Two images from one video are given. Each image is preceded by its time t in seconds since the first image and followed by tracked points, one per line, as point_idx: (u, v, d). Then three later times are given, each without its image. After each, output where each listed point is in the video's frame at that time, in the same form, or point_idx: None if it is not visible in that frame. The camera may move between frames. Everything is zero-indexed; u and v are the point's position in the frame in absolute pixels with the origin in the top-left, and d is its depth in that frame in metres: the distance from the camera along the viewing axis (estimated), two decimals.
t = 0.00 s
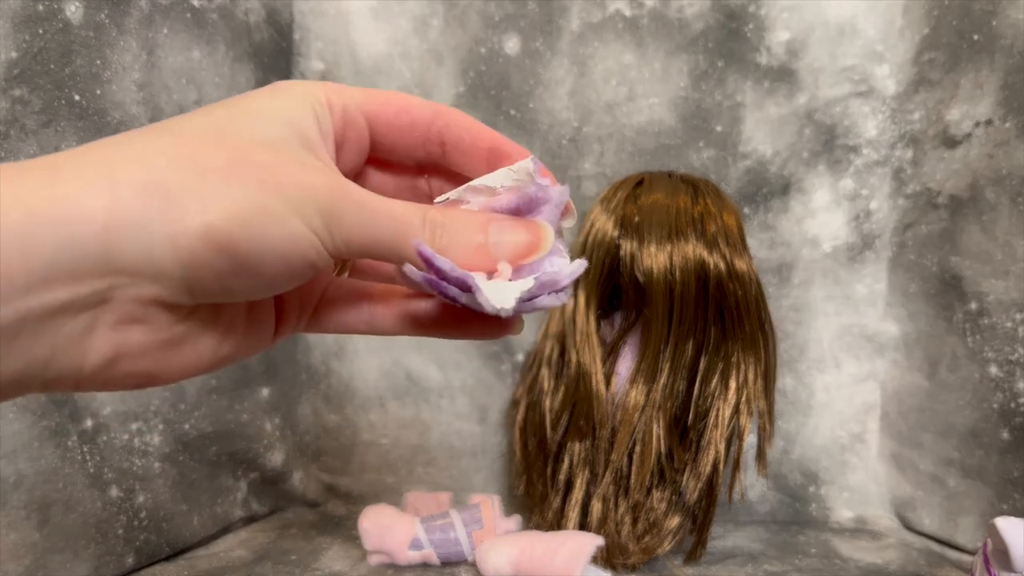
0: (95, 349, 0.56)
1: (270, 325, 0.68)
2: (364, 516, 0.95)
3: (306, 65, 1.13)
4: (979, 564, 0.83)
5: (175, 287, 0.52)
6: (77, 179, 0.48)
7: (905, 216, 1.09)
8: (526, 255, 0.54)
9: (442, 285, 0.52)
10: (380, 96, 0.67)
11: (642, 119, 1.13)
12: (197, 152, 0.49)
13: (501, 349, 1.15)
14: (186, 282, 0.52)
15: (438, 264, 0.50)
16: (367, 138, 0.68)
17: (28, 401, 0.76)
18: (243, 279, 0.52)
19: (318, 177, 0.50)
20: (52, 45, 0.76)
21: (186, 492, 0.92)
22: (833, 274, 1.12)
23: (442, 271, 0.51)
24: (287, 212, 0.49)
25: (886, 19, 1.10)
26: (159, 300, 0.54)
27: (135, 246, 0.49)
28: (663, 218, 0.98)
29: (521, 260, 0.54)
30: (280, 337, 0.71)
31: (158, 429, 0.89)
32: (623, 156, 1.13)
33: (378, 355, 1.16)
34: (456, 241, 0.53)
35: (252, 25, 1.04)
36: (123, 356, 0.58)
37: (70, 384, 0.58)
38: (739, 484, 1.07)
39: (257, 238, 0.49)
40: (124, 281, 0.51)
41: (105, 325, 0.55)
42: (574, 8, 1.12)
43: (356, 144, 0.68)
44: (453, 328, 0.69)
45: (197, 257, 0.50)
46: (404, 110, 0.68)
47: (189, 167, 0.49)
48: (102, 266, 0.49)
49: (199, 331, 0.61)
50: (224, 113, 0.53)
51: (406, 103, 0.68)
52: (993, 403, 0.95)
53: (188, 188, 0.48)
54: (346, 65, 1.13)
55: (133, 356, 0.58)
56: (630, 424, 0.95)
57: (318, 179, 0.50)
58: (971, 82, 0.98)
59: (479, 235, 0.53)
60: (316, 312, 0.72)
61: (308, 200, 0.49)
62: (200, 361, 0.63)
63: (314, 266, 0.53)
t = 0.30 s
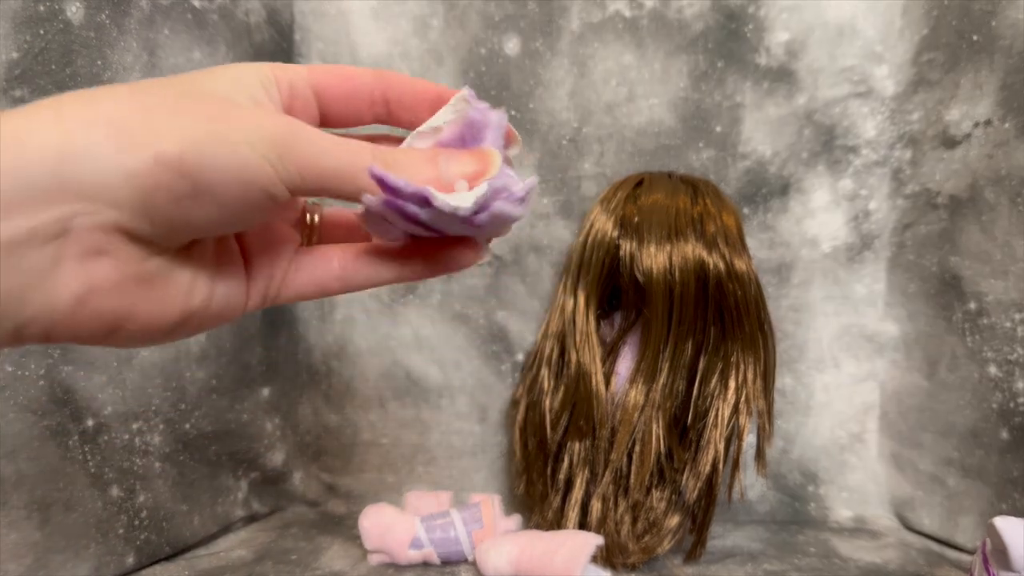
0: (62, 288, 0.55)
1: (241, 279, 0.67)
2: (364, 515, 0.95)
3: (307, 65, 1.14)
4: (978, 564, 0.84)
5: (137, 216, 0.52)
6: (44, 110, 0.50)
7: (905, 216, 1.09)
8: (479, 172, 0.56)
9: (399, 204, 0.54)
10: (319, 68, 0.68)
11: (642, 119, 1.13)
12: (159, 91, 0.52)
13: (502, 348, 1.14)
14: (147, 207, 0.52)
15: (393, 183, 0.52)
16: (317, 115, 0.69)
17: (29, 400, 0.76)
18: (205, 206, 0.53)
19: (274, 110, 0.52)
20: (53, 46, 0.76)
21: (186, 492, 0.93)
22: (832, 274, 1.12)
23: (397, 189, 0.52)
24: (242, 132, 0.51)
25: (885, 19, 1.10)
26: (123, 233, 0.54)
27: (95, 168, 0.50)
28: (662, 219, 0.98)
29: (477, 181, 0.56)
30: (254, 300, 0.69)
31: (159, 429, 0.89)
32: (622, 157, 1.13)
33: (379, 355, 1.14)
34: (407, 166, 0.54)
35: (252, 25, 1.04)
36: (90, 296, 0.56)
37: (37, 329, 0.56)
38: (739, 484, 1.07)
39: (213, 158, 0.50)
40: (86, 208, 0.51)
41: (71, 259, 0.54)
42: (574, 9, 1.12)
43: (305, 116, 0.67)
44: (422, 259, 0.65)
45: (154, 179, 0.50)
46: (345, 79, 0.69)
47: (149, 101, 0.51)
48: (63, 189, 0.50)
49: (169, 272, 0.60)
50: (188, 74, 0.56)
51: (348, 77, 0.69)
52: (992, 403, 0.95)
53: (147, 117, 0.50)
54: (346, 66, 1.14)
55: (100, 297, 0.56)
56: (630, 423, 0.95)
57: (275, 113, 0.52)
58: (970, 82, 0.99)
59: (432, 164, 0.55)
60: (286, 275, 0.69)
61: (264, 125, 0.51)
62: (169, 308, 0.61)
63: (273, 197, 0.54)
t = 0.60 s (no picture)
0: (63, 313, 0.55)
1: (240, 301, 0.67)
2: (364, 515, 0.95)
3: (307, 65, 1.14)
4: (979, 564, 0.84)
5: (141, 244, 0.53)
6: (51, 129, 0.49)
7: (905, 216, 1.09)
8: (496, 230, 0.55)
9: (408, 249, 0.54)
10: (348, 95, 0.72)
11: (642, 119, 1.13)
12: (171, 117, 0.51)
13: (501, 349, 1.14)
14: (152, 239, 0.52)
15: (405, 229, 0.52)
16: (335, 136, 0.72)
17: (28, 400, 0.76)
18: (210, 239, 0.53)
19: (289, 147, 0.52)
20: (53, 46, 0.76)
21: (186, 492, 0.93)
22: (833, 274, 1.12)
23: (408, 235, 0.53)
24: (254, 171, 0.50)
25: (886, 19, 1.10)
26: (127, 259, 0.54)
27: (101, 199, 0.50)
28: (663, 218, 0.98)
29: (491, 236, 0.55)
30: (249, 326, 0.69)
31: (158, 429, 0.89)
32: (623, 157, 1.13)
33: (378, 355, 1.14)
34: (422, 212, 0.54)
35: (252, 25, 1.04)
36: (91, 321, 0.57)
37: (38, 350, 0.56)
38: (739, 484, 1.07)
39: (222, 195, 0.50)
40: (89, 235, 0.51)
41: (73, 285, 0.54)
42: (575, 8, 1.12)
43: (323, 140, 0.71)
44: (427, 302, 0.67)
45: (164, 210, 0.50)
46: (371, 108, 0.72)
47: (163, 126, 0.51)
48: (69, 217, 0.50)
49: (170, 298, 0.60)
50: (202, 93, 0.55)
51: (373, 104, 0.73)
52: (992, 403, 0.95)
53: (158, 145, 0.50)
54: (346, 65, 1.13)
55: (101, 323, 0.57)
56: (630, 423, 0.95)
57: (289, 149, 0.52)
58: (970, 82, 0.99)
59: (448, 210, 0.54)
60: (286, 301, 0.70)
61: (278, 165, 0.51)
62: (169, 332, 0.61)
63: (280, 232, 0.54)
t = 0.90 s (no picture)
0: (87, 279, 0.56)
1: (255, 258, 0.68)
2: (364, 515, 0.95)
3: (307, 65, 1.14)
4: (979, 564, 0.83)
5: (165, 212, 0.52)
6: (76, 91, 0.48)
7: (905, 216, 1.09)
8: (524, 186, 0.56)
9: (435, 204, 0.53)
10: (366, 29, 0.68)
11: (642, 119, 1.13)
12: (194, 74, 0.49)
13: (501, 348, 1.14)
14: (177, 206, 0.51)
15: (436, 180, 0.52)
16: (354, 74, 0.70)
17: (28, 401, 0.78)
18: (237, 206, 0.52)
19: (319, 107, 0.50)
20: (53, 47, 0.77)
21: (186, 492, 0.92)
22: (833, 274, 1.12)
23: (438, 188, 0.52)
24: (285, 137, 0.49)
25: (886, 19, 1.10)
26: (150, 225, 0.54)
27: (128, 166, 0.49)
28: (663, 218, 0.98)
29: (519, 192, 0.56)
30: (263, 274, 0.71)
31: (158, 429, 0.89)
32: (623, 157, 1.13)
33: (378, 355, 1.14)
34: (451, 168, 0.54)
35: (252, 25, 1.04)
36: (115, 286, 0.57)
37: (62, 313, 0.57)
38: (738, 484, 1.07)
39: (252, 162, 0.49)
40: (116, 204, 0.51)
41: (98, 252, 0.54)
42: (574, 8, 1.12)
43: (341, 79, 0.68)
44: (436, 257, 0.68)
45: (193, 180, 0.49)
46: (392, 44, 0.70)
47: (186, 85, 0.48)
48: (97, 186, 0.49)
49: (190, 263, 0.61)
50: (220, 34, 0.53)
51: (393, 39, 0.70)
52: (992, 403, 0.95)
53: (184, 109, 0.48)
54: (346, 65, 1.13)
55: (124, 289, 0.58)
56: (630, 424, 0.95)
57: (321, 112, 0.50)
58: (971, 82, 0.98)
59: (474, 167, 0.55)
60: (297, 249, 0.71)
61: (310, 130, 0.50)
62: (187, 296, 0.62)
63: (309, 195, 0.53)
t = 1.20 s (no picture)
0: (98, 276, 0.56)
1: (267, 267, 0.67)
2: (364, 515, 0.95)
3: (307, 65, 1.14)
4: (979, 564, 0.84)
5: (178, 211, 0.52)
6: (85, 90, 0.48)
7: (905, 215, 1.09)
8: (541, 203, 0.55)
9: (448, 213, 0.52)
10: (389, 49, 0.68)
11: (642, 119, 1.13)
12: (212, 77, 0.49)
13: (501, 348, 1.14)
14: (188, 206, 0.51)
15: (449, 190, 0.51)
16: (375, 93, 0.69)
17: (28, 400, 0.76)
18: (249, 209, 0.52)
19: (336, 115, 0.51)
20: (53, 47, 0.76)
21: (185, 492, 0.92)
22: (833, 274, 1.12)
23: (451, 198, 0.51)
24: (301, 142, 0.49)
25: (886, 19, 1.10)
26: (162, 224, 0.54)
27: (142, 166, 0.49)
28: (663, 218, 0.98)
29: (537, 209, 0.55)
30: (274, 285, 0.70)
31: (158, 429, 0.89)
32: (623, 157, 1.13)
33: (378, 355, 1.14)
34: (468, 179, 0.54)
35: (252, 25, 1.04)
36: (124, 286, 0.58)
37: (69, 313, 0.58)
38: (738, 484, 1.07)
39: (266, 166, 0.49)
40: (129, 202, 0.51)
41: (108, 250, 0.55)
42: (574, 8, 1.12)
43: (362, 99, 0.68)
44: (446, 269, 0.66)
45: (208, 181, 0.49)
46: (414, 65, 0.70)
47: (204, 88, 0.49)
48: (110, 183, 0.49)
49: (200, 265, 0.61)
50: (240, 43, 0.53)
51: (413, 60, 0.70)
52: (992, 403, 0.95)
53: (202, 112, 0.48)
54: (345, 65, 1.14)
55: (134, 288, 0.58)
56: (630, 424, 0.95)
57: (339, 122, 0.51)
58: (971, 82, 0.98)
59: (491, 185, 0.54)
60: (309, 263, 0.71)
61: (323, 136, 0.50)
62: (196, 299, 0.62)
63: (323, 202, 0.53)
